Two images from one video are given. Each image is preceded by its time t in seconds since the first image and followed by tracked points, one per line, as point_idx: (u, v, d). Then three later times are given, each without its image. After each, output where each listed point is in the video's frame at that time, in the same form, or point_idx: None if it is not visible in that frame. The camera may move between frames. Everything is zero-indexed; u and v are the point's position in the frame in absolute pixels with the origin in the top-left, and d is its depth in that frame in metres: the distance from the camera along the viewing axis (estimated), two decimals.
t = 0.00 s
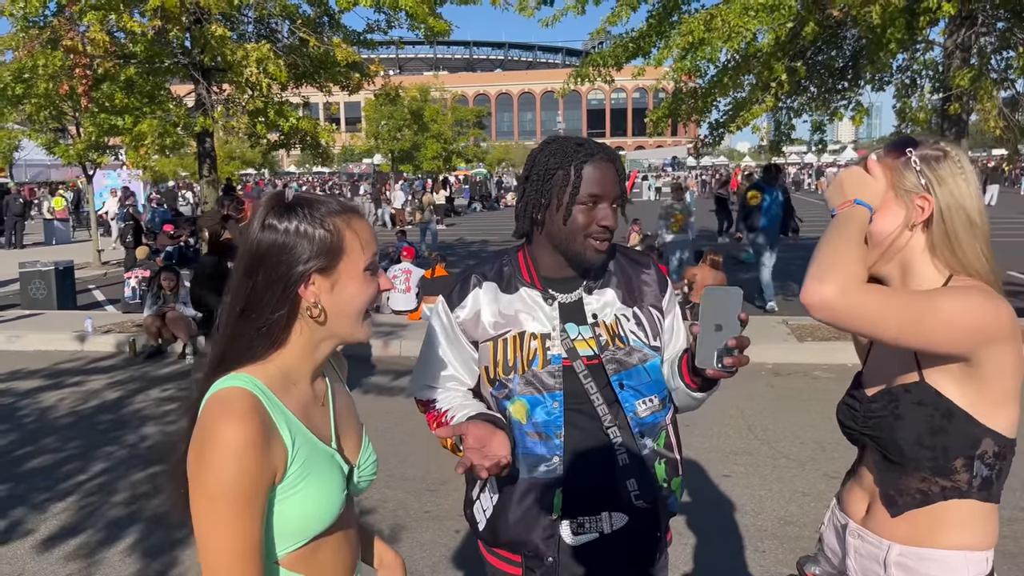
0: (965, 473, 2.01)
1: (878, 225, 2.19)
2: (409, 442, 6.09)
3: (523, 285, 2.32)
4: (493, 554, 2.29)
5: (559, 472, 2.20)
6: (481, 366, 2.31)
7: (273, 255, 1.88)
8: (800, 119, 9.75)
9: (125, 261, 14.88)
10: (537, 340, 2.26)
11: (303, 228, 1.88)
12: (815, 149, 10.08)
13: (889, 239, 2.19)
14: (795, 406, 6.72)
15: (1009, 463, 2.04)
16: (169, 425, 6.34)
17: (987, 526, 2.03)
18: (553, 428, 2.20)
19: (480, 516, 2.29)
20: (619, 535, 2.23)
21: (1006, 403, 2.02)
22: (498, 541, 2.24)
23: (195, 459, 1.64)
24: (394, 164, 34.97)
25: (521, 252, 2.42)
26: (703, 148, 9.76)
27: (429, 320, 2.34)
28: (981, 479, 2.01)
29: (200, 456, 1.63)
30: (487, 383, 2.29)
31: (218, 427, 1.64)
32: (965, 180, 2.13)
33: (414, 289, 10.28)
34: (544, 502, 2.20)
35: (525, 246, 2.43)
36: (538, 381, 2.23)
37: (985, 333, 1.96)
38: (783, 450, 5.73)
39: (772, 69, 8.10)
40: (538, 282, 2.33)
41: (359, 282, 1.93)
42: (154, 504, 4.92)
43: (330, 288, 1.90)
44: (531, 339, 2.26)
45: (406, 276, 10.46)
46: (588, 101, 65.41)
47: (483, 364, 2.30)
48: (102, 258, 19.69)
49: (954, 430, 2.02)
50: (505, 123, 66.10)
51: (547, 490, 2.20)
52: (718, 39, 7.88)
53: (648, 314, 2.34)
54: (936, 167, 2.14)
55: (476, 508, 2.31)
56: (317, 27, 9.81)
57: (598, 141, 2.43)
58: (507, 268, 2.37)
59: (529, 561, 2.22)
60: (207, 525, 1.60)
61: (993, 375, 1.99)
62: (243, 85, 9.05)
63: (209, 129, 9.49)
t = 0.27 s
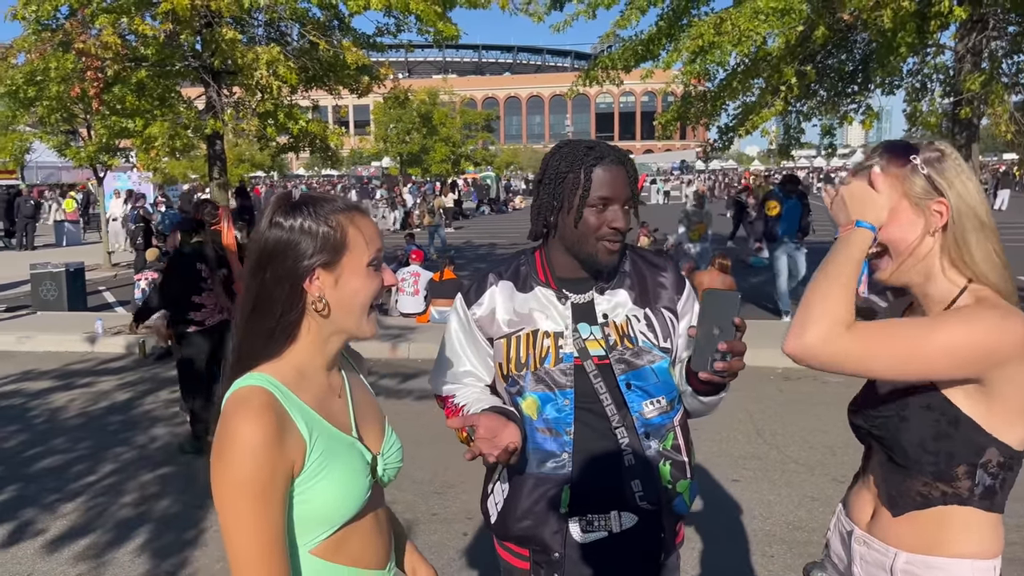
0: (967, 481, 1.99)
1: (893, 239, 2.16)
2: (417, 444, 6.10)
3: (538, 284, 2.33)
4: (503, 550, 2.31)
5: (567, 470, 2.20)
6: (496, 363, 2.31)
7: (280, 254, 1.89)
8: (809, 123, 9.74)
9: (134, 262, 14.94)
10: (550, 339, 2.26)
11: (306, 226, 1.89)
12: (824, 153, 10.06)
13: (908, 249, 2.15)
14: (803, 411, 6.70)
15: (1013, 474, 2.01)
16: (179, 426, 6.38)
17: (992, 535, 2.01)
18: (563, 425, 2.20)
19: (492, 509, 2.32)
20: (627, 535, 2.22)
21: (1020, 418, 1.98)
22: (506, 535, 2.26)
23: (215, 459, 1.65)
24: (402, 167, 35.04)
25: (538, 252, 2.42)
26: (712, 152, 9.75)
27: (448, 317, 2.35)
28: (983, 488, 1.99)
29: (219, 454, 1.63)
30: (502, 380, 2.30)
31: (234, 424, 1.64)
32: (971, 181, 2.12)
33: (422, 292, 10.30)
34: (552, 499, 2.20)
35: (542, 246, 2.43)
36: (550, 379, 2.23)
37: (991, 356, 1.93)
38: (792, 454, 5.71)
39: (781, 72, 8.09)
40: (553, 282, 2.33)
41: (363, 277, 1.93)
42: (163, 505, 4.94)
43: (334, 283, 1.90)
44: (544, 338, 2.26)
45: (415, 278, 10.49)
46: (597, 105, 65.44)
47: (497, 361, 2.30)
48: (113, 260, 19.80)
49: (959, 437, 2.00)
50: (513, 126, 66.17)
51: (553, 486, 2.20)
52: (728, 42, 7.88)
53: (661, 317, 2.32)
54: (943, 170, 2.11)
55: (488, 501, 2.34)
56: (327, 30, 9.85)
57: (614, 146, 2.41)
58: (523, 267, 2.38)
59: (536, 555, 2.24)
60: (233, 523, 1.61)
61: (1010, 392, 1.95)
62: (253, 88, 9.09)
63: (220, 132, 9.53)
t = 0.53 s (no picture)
0: (954, 490, 1.98)
1: (928, 256, 2.11)
2: (427, 446, 6.10)
3: (557, 286, 2.32)
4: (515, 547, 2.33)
5: (580, 469, 2.20)
6: (514, 362, 2.32)
7: (298, 255, 1.90)
8: (821, 127, 9.71)
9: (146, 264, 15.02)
10: (567, 340, 2.25)
11: (321, 226, 1.90)
12: (836, 157, 10.02)
13: (941, 264, 2.12)
14: (814, 416, 6.67)
15: (1004, 492, 1.98)
16: (191, 427, 6.41)
17: (983, 548, 2.01)
18: (577, 424, 2.21)
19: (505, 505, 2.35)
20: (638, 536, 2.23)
21: None
22: (518, 531, 2.28)
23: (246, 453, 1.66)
24: (413, 170, 35.11)
25: (558, 253, 2.41)
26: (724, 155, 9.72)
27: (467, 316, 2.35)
28: (970, 499, 1.98)
29: (251, 448, 1.64)
30: (519, 378, 2.30)
31: (265, 418, 1.66)
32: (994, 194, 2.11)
33: (433, 294, 10.32)
34: (563, 498, 2.21)
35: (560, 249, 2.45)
36: (566, 379, 2.23)
37: None
38: (803, 459, 5.69)
39: (794, 76, 8.06)
40: (572, 283, 2.32)
41: (380, 271, 1.94)
42: (174, 506, 4.96)
43: (352, 278, 1.92)
44: (561, 339, 2.25)
45: (425, 281, 10.51)
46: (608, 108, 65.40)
47: (515, 360, 2.31)
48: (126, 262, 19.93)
49: (957, 446, 1.98)
50: (524, 130, 66.22)
51: (566, 485, 2.21)
52: (740, 46, 7.85)
53: (677, 323, 2.29)
54: (970, 184, 2.09)
55: (502, 497, 2.36)
56: (339, 34, 9.88)
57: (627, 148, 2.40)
58: (543, 269, 2.37)
59: (546, 552, 2.27)
60: (263, 517, 1.61)
61: None
62: (265, 91, 9.12)
63: (232, 135, 9.57)
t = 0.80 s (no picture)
0: (993, 493, 1.96)
1: (941, 266, 2.11)
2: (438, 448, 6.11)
3: (580, 279, 2.27)
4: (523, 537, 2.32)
5: (591, 464, 2.17)
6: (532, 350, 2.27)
7: (313, 258, 1.91)
8: (835, 129, 9.67)
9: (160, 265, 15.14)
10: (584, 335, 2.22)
11: (335, 228, 1.91)
12: (850, 160, 9.97)
13: (955, 274, 2.12)
14: (827, 420, 6.64)
15: None
16: (205, 427, 6.45)
17: (1013, 547, 1.99)
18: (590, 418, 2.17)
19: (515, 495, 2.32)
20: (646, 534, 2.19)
21: None
22: (526, 522, 2.26)
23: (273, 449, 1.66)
24: (425, 173, 35.19)
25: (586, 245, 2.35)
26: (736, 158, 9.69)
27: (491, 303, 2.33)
28: (1008, 501, 1.96)
29: (280, 448, 1.64)
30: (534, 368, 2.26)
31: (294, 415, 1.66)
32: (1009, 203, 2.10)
33: (445, 296, 10.33)
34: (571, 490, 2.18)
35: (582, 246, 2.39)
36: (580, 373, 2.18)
37: None
38: (817, 464, 5.66)
39: (807, 79, 8.03)
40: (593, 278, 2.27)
41: (395, 271, 1.96)
42: (187, 506, 4.99)
43: (368, 281, 1.93)
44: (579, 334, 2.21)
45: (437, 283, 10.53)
46: (620, 110, 65.33)
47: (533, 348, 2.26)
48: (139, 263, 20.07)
49: (992, 452, 1.96)
50: (535, 133, 66.24)
51: (572, 477, 2.18)
52: (753, 49, 7.84)
53: (679, 323, 2.20)
54: (988, 194, 2.07)
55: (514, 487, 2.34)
56: (352, 37, 9.92)
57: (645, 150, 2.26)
58: (568, 261, 2.31)
59: (554, 544, 2.24)
60: (292, 516, 1.62)
61: None
62: (279, 93, 9.17)
63: (246, 137, 9.63)
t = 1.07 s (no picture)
0: (1002, 497, 1.90)
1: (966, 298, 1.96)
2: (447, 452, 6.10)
3: (573, 285, 2.25)
4: (526, 548, 2.29)
5: (595, 471, 2.15)
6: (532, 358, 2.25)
7: (340, 266, 1.89)
8: (847, 133, 9.62)
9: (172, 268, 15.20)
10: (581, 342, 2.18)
11: (366, 234, 1.90)
12: (862, 163, 9.92)
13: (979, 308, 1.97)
14: (838, 426, 6.59)
15: None
16: (215, 430, 6.47)
17: (1018, 551, 1.94)
18: (592, 426, 2.15)
19: (516, 505, 2.30)
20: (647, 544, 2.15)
21: None
22: (527, 532, 2.24)
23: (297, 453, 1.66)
24: (436, 176, 35.25)
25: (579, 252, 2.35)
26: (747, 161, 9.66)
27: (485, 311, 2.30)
28: (1018, 505, 1.90)
29: (306, 448, 1.64)
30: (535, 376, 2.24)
31: (318, 418, 1.66)
32: None
33: (454, 299, 10.33)
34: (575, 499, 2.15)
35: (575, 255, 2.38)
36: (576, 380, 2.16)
37: None
38: (828, 470, 5.61)
39: (819, 82, 8.00)
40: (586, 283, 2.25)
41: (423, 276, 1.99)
42: (197, 508, 4.99)
43: (399, 286, 1.95)
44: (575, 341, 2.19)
45: (447, 286, 10.54)
46: (631, 114, 65.31)
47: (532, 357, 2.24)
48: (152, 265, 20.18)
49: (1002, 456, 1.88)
50: (546, 136, 66.26)
51: (575, 486, 2.15)
52: (765, 52, 7.81)
53: (667, 319, 2.16)
54: None
55: (513, 497, 2.31)
56: (363, 40, 9.95)
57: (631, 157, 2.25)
58: (561, 267, 2.30)
59: (557, 555, 2.21)
60: (317, 516, 1.61)
61: None
62: (291, 97, 9.20)
63: (257, 140, 9.66)
